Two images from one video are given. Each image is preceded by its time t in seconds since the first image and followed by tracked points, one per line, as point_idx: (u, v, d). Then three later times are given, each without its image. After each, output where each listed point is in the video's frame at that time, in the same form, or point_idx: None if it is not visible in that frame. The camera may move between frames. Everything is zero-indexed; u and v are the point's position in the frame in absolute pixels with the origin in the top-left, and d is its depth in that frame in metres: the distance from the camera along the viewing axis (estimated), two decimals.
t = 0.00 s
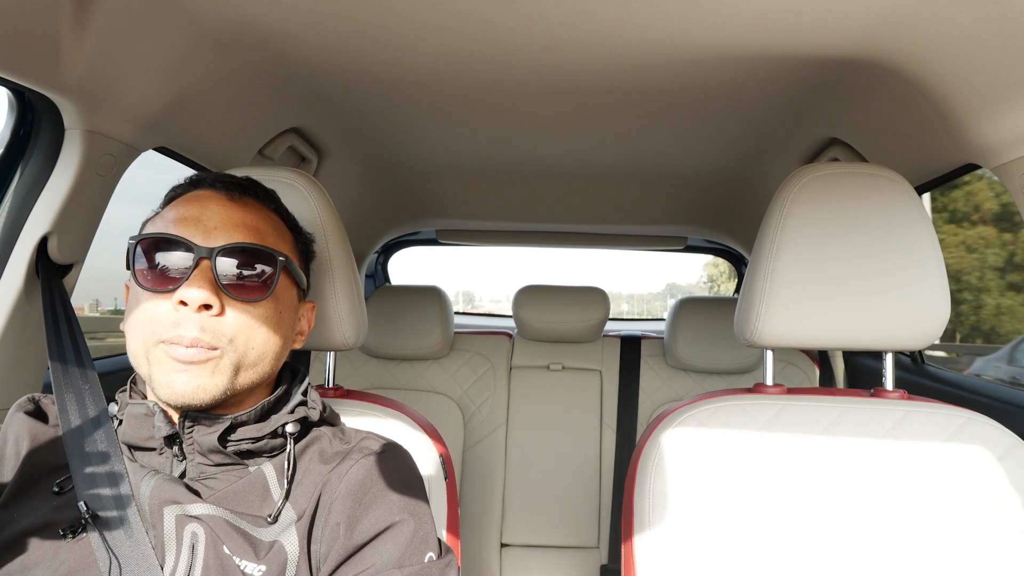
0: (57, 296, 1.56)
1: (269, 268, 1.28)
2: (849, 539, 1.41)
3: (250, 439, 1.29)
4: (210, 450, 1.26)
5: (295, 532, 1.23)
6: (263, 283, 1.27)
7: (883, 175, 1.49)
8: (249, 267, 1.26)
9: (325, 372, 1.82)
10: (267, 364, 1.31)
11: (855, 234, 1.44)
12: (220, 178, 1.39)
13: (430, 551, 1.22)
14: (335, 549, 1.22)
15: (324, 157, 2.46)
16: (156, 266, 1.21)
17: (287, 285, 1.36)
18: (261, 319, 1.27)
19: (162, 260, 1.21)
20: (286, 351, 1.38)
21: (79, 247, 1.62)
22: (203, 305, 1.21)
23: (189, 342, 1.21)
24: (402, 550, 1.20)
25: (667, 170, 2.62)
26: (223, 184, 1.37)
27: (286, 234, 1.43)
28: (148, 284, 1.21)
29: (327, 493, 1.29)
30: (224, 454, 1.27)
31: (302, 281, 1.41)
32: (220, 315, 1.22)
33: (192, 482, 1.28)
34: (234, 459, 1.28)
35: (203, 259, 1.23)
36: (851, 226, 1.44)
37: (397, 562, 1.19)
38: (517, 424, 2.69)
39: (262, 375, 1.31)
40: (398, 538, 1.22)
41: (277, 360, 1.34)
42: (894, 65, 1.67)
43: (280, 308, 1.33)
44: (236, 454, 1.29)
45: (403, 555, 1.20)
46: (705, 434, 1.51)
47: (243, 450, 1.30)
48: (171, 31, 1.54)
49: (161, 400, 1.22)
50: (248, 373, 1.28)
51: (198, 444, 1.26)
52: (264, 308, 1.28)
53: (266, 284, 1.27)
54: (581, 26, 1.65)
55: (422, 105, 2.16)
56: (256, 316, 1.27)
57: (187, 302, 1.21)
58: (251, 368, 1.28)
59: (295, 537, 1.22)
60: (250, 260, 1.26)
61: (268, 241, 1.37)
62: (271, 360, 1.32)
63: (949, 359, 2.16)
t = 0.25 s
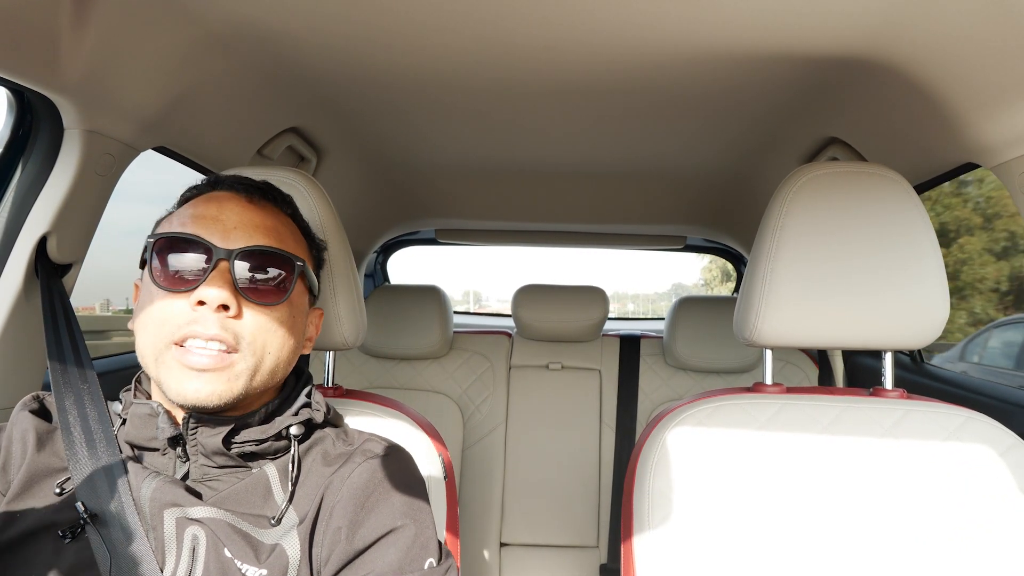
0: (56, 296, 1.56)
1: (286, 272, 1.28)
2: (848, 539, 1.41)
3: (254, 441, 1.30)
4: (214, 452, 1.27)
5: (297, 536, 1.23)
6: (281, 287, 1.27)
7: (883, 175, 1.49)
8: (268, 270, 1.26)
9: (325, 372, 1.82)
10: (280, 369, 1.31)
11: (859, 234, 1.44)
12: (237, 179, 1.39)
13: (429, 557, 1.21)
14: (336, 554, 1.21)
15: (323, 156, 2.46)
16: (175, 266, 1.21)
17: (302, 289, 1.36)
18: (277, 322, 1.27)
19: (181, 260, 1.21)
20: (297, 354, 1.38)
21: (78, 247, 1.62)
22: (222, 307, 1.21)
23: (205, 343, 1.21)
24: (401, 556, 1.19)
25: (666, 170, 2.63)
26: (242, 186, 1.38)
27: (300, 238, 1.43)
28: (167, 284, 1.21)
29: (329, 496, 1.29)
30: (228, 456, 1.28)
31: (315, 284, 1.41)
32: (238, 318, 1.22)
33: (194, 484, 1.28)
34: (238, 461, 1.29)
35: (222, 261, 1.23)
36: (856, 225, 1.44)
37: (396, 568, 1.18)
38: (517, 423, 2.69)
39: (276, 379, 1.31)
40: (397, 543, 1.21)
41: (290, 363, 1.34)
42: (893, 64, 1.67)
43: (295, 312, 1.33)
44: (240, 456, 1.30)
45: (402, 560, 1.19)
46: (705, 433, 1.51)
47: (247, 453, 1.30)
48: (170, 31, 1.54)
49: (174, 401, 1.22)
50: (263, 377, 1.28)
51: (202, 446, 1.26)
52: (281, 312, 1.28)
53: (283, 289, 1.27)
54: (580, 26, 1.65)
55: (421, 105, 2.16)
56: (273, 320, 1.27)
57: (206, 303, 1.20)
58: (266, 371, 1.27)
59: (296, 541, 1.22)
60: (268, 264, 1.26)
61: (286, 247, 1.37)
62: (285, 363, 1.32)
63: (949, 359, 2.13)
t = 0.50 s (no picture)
0: (57, 296, 1.56)
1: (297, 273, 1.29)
2: (852, 536, 1.42)
3: (258, 439, 1.30)
4: (219, 452, 1.26)
5: (301, 524, 1.24)
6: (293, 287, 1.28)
7: (882, 175, 1.49)
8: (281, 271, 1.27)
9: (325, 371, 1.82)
10: (290, 369, 1.31)
11: (859, 234, 1.44)
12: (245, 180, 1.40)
13: (428, 542, 1.22)
14: (337, 540, 1.22)
15: (323, 156, 2.46)
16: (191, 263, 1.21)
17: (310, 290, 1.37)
18: (289, 322, 1.28)
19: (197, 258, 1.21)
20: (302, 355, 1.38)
21: (78, 247, 1.62)
22: (240, 306, 1.21)
23: (223, 342, 1.20)
24: (400, 539, 1.20)
25: (666, 170, 2.63)
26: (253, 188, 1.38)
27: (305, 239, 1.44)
28: (183, 281, 1.20)
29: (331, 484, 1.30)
30: (233, 456, 1.28)
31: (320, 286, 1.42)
32: (255, 317, 1.23)
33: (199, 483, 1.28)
34: (243, 460, 1.29)
35: (238, 260, 1.23)
36: (856, 225, 1.44)
37: (396, 550, 1.19)
38: (516, 423, 2.69)
39: (285, 378, 1.31)
40: (396, 526, 1.22)
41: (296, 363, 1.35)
42: (892, 64, 1.67)
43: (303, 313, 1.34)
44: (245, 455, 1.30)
45: (402, 543, 1.20)
46: (704, 434, 1.51)
47: (252, 452, 1.30)
48: (170, 31, 1.54)
49: (187, 400, 1.20)
50: (274, 376, 1.28)
51: (208, 446, 1.26)
52: (293, 312, 1.29)
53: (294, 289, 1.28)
54: (580, 26, 1.65)
55: (420, 105, 2.16)
56: (285, 320, 1.27)
57: (223, 302, 1.20)
58: (277, 370, 1.28)
59: (300, 529, 1.23)
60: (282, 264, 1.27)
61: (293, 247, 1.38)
62: (293, 363, 1.32)
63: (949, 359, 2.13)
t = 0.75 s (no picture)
0: (57, 294, 1.56)
1: (293, 274, 1.28)
2: (852, 539, 1.41)
3: (260, 442, 1.29)
4: (221, 455, 1.26)
5: (302, 524, 1.23)
6: (290, 289, 1.28)
7: (882, 175, 1.49)
8: (277, 273, 1.26)
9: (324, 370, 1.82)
10: (289, 372, 1.31)
11: (859, 234, 1.44)
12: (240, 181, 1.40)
13: (434, 544, 1.23)
14: (343, 543, 1.22)
15: (324, 155, 2.46)
16: (184, 271, 1.21)
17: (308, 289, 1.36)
18: (287, 325, 1.28)
19: (189, 266, 1.21)
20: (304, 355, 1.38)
21: (79, 245, 1.62)
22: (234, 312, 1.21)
23: (219, 349, 1.20)
24: (406, 542, 1.21)
25: (666, 170, 2.63)
26: (248, 189, 1.38)
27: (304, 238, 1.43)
28: (176, 290, 1.20)
29: (335, 487, 1.29)
30: (235, 459, 1.27)
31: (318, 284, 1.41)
32: (251, 322, 1.23)
33: (200, 484, 1.27)
34: (244, 463, 1.28)
35: (232, 265, 1.23)
36: (855, 225, 1.44)
37: (402, 553, 1.19)
38: (516, 422, 2.69)
39: (285, 381, 1.31)
40: (402, 530, 1.22)
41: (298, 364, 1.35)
42: (892, 65, 1.67)
43: (303, 314, 1.33)
44: (247, 458, 1.29)
45: (408, 546, 1.20)
46: (704, 435, 1.51)
47: (254, 454, 1.29)
48: (171, 29, 1.54)
49: (187, 408, 1.21)
50: (274, 379, 1.28)
51: (210, 449, 1.25)
52: (292, 313, 1.29)
53: (292, 292, 1.28)
54: (581, 26, 1.65)
55: (421, 104, 2.16)
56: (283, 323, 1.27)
57: (218, 309, 1.20)
58: (277, 374, 1.28)
59: (301, 529, 1.23)
60: (277, 266, 1.26)
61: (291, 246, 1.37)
62: (294, 365, 1.32)
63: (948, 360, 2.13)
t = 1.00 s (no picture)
0: (58, 294, 1.56)
1: (281, 266, 1.28)
2: (852, 541, 1.41)
3: (255, 437, 1.29)
4: (216, 449, 1.26)
5: (299, 519, 1.23)
6: (278, 280, 1.27)
7: (884, 177, 1.49)
8: (264, 265, 1.26)
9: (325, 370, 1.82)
10: (279, 363, 1.31)
11: (857, 236, 1.44)
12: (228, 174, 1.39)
13: (434, 543, 1.23)
14: (343, 541, 1.22)
15: (326, 154, 2.46)
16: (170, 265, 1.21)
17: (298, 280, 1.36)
18: (275, 316, 1.27)
19: (174, 259, 1.21)
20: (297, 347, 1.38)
21: (81, 242, 1.62)
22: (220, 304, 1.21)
23: (206, 340, 1.21)
24: (408, 542, 1.21)
25: (669, 171, 2.63)
26: (235, 182, 1.38)
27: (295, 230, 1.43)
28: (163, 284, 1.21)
29: (334, 484, 1.29)
30: (231, 454, 1.27)
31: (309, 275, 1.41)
32: (237, 313, 1.22)
33: (197, 481, 1.28)
34: (240, 458, 1.29)
35: (217, 257, 1.22)
36: (853, 226, 1.44)
37: (403, 552, 1.19)
38: (516, 423, 2.69)
39: (276, 372, 1.31)
40: (403, 529, 1.23)
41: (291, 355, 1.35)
42: (895, 68, 1.67)
43: (293, 305, 1.33)
44: (243, 453, 1.29)
45: (409, 545, 1.21)
46: (705, 436, 1.51)
47: (249, 450, 1.30)
48: (174, 27, 1.54)
49: (177, 400, 1.22)
50: (264, 370, 1.28)
51: (206, 444, 1.26)
52: (280, 305, 1.29)
53: (280, 283, 1.27)
54: (585, 26, 1.65)
55: (424, 103, 2.16)
56: (271, 314, 1.27)
57: (204, 300, 1.20)
58: (267, 364, 1.28)
59: (299, 524, 1.23)
60: (264, 258, 1.26)
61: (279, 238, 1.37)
62: (284, 356, 1.32)
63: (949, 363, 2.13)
